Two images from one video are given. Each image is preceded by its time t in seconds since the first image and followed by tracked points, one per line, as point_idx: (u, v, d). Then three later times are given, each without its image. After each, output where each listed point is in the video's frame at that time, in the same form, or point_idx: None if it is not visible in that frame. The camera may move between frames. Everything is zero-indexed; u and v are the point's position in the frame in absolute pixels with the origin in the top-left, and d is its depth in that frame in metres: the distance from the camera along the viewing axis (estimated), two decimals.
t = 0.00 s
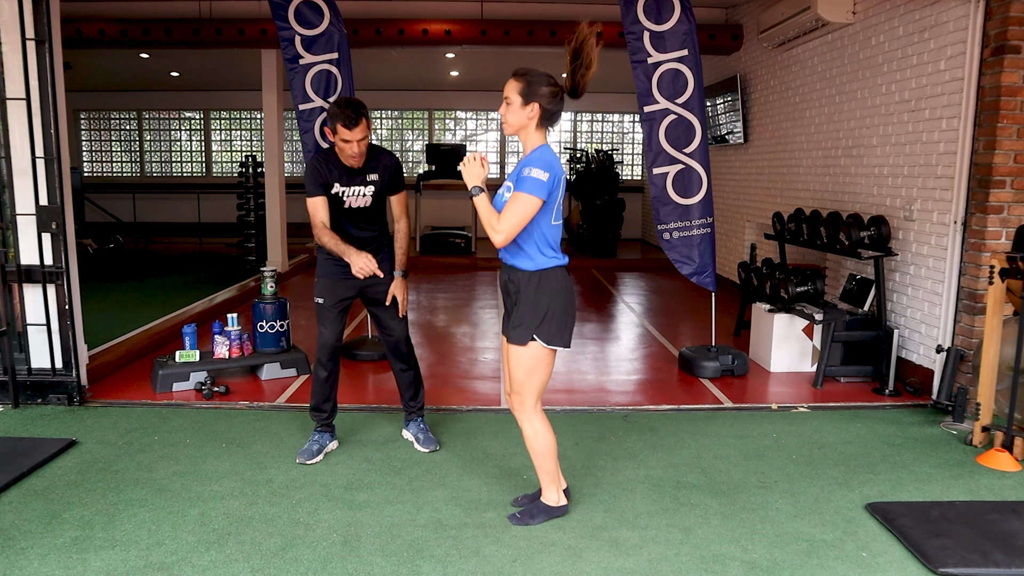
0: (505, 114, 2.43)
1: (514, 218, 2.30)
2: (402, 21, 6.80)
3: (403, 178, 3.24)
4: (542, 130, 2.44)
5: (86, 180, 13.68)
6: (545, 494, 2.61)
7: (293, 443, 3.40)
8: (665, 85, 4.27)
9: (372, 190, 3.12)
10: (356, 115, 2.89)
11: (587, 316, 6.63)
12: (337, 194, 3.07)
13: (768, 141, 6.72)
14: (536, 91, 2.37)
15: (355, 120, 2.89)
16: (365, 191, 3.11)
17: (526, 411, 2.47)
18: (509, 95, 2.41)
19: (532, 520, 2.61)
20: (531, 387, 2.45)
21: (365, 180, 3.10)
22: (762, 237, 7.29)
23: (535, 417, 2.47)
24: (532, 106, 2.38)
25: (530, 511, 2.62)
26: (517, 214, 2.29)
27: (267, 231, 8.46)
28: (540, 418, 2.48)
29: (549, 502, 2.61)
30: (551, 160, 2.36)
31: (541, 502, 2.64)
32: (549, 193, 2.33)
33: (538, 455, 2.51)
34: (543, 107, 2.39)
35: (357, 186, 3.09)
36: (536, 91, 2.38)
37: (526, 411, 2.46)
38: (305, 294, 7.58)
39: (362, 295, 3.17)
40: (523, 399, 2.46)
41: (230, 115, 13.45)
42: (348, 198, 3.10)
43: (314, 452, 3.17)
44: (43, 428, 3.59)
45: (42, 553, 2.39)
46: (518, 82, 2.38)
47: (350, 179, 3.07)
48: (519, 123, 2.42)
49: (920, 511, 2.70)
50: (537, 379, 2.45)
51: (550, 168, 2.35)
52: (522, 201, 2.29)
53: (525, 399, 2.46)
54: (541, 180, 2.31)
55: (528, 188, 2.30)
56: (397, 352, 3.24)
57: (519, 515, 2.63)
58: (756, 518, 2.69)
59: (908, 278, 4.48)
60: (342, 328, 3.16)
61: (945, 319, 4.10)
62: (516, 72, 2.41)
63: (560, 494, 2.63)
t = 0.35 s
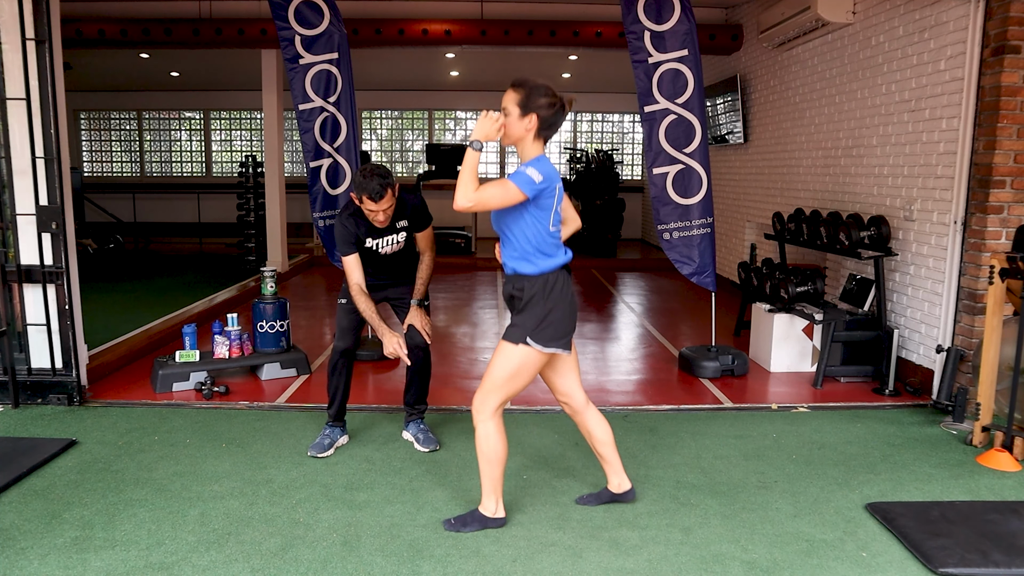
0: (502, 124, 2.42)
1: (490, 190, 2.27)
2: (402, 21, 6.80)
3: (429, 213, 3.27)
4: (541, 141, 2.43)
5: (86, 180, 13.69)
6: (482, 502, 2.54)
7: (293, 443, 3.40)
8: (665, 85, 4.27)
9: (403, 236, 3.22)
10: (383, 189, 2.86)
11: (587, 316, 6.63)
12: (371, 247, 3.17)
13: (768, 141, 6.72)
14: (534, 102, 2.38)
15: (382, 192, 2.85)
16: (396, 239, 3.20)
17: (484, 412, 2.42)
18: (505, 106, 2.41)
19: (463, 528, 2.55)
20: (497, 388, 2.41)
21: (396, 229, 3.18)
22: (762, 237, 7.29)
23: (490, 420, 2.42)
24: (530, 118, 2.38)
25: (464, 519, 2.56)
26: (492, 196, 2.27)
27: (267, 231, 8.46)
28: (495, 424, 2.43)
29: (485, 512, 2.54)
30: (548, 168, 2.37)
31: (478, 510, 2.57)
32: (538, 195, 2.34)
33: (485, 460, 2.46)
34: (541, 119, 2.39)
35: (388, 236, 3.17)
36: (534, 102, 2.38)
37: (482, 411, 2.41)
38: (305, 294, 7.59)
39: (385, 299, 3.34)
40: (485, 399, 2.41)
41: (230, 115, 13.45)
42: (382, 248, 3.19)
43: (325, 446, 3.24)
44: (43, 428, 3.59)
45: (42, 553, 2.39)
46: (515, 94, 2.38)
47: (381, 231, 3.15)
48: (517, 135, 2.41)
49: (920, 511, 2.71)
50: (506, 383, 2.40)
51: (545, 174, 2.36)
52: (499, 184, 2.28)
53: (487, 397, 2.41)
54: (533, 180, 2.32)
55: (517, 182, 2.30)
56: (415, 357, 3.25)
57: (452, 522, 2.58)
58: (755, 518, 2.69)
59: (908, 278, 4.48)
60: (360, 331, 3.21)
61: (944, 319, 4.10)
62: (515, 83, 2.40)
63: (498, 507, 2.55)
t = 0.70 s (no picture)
0: (501, 97, 2.42)
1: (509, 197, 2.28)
2: (402, 21, 6.80)
3: (429, 217, 3.28)
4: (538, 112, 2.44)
5: (86, 180, 13.68)
6: (535, 489, 2.56)
7: (293, 443, 3.40)
8: (665, 85, 4.27)
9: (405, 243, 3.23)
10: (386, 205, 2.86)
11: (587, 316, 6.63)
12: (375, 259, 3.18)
13: (768, 141, 6.72)
14: (531, 72, 2.38)
15: (384, 205, 2.85)
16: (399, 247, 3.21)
17: (522, 396, 2.44)
18: (504, 76, 2.40)
19: (524, 520, 2.59)
20: (528, 372, 2.42)
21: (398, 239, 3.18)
22: (762, 237, 7.29)
23: (530, 404, 2.44)
24: (528, 88, 2.39)
25: (525, 512, 2.59)
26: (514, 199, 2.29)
27: (266, 231, 8.46)
28: (535, 407, 2.44)
29: (539, 500, 2.56)
30: (545, 142, 2.36)
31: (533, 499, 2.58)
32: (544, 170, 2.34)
33: (531, 447, 2.47)
34: (540, 89, 2.40)
35: (391, 246, 3.17)
36: (533, 72, 2.38)
37: (521, 396, 2.43)
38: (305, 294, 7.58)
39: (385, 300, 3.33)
40: (520, 384, 2.43)
41: (230, 115, 13.45)
42: (385, 258, 3.20)
43: (325, 446, 3.24)
44: (43, 428, 3.59)
45: (42, 553, 2.39)
46: (514, 65, 2.39)
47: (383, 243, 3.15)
48: (515, 105, 2.42)
49: (920, 511, 2.71)
50: (532, 365, 2.42)
51: (544, 147, 2.35)
52: (516, 179, 2.29)
53: (521, 383, 2.43)
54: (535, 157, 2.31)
55: (521, 165, 2.30)
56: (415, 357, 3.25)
57: (514, 516, 2.62)
58: (755, 518, 2.69)
59: (908, 278, 4.48)
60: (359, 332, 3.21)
61: (944, 319, 4.10)
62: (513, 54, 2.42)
63: (551, 492, 2.56)
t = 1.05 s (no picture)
0: (503, 92, 2.43)
1: (568, 196, 2.30)
2: (402, 21, 6.79)
3: (426, 214, 3.27)
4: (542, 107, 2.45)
5: (86, 180, 13.68)
6: (597, 478, 2.53)
7: (293, 443, 3.40)
8: (665, 85, 4.27)
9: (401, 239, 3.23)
10: (382, 197, 2.85)
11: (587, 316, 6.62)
12: (370, 253, 3.17)
13: (768, 141, 6.72)
14: (536, 68, 2.38)
15: (379, 195, 2.85)
16: (394, 243, 3.21)
17: (557, 393, 2.43)
18: (507, 73, 2.41)
19: (595, 511, 2.58)
20: (555, 367, 2.42)
21: (393, 233, 3.18)
22: (762, 237, 7.29)
23: (568, 397, 2.43)
24: (532, 84, 2.39)
25: (592, 503, 2.58)
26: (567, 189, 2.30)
27: (266, 231, 8.46)
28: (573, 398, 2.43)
29: (604, 486, 2.52)
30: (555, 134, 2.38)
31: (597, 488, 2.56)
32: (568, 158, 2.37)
33: (583, 438, 2.45)
34: (543, 84, 2.40)
35: (386, 241, 3.18)
36: (536, 68, 2.39)
37: (556, 392, 2.43)
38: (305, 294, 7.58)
39: (381, 300, 3.34)
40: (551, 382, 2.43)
41: (230, 115, 13.45)
42: (380, 253, 3.20)
43: (325, 446, 3.24)
44: (43, 428, 3.59)
45: (42, 553, 2.38)
46: (518, 60, 2.40)
47: (379, 237, 3.15)
48: (519, 101, 2.42)
49: (920, 511, 2.71)
50: (554, 359, 2.42)
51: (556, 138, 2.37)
52: (562, 175, 2.30)
53: (552, 380, 2.43)
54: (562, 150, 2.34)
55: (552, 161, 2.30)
56: (411, 358, 3.25)
57: (584, 509, 2.61)
58: (756, 518, 2.69)
59: (908, 278, 4.48)
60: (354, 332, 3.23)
61: (944, 318, 4.10)
62: (515, 50, 2.42)
63: (613, 477, 2.53)
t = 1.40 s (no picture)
0: (504, 89, 2.44)
1: (532, 196, 2.29)
2: (402, 21, 6.79)
3: (423, 216, 3.29)
4: (540, 107, 2.44)
5: (86, 180, 13.68)
6: (568, 483, 2.52)
7: (293, 443, 3.40)
8: (664, 85, 4.27)
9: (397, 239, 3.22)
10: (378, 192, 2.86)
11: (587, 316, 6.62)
12: (365, 253, 3.16)
13: (768, 141, 6.72)
14: (536, 67, 2.39)
15: (375, 194, 2.84)
16: (391, 242, 3.20)
17: (554, 390, 2.43)
18: (509, 70, 2.42)
19: (560, 514, 2.57)
20: (554, 365, 2.41)
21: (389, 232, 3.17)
22: (762, 237, 7.29)
23: (563, 396, 2.44)
24: (531, 83, 2.40)
25: (558, 505, 2.57)
26: (534, 192, 2.29)
27: (266, 231, 8.46)
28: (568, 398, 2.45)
29: (574, 491, 2.53)
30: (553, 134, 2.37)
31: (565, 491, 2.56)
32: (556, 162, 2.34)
33: (567, 438, 2.45)
34: (542, 85, 2.41)
35: (383, 241, 3.17)
36: (537, 67, 2.39)
37: (554, 389, 2.43)
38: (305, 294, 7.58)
39: (379, 302, 3.33)
40: (550, 378, 2.43)
41: (230, 115, 13.45)
42: (377, 253, 3.20)
43: (325, 447, 3.24)
44: (43, 428, 3.59)
45: (42, 553, 2.38)
46: (519, 59, 2.39)
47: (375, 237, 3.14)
48: (518, 99, 2.43)
49: (920, 511, 2.71)
50: (559, 358, 2.41)
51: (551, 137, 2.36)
52: (536, 175, 2.29)
53: (551, 378, 2.42)
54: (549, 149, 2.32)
55: (537, 157, 2.30)
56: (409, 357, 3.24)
57: (549, 511, 2.59)
58: (756, 518, 2.69)
59: (908, 278, 4.48)
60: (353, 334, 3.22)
61: (945, 319, 4.10)
62: (519, 47, 2.43)
63: (584, 483, 2.54)
